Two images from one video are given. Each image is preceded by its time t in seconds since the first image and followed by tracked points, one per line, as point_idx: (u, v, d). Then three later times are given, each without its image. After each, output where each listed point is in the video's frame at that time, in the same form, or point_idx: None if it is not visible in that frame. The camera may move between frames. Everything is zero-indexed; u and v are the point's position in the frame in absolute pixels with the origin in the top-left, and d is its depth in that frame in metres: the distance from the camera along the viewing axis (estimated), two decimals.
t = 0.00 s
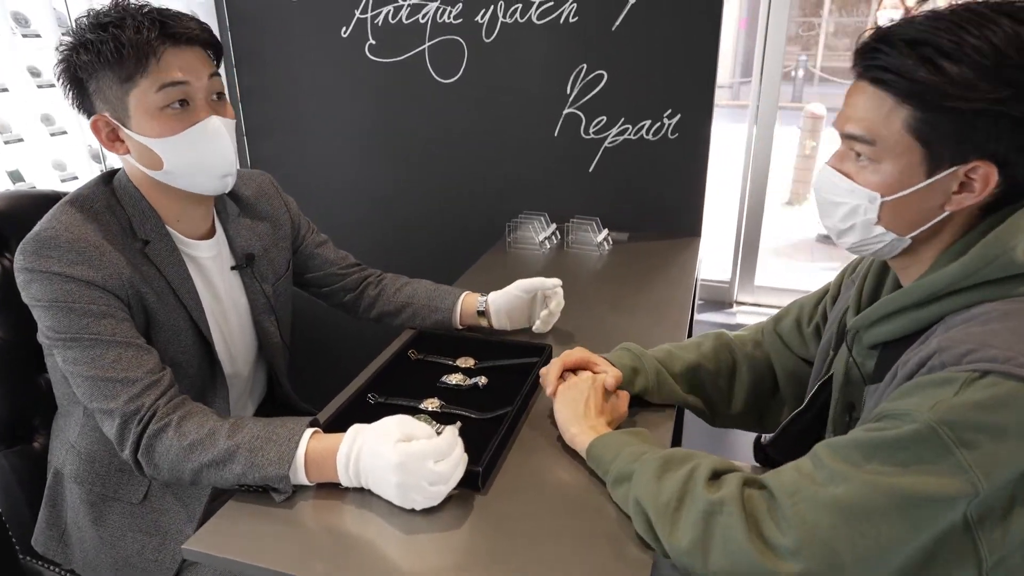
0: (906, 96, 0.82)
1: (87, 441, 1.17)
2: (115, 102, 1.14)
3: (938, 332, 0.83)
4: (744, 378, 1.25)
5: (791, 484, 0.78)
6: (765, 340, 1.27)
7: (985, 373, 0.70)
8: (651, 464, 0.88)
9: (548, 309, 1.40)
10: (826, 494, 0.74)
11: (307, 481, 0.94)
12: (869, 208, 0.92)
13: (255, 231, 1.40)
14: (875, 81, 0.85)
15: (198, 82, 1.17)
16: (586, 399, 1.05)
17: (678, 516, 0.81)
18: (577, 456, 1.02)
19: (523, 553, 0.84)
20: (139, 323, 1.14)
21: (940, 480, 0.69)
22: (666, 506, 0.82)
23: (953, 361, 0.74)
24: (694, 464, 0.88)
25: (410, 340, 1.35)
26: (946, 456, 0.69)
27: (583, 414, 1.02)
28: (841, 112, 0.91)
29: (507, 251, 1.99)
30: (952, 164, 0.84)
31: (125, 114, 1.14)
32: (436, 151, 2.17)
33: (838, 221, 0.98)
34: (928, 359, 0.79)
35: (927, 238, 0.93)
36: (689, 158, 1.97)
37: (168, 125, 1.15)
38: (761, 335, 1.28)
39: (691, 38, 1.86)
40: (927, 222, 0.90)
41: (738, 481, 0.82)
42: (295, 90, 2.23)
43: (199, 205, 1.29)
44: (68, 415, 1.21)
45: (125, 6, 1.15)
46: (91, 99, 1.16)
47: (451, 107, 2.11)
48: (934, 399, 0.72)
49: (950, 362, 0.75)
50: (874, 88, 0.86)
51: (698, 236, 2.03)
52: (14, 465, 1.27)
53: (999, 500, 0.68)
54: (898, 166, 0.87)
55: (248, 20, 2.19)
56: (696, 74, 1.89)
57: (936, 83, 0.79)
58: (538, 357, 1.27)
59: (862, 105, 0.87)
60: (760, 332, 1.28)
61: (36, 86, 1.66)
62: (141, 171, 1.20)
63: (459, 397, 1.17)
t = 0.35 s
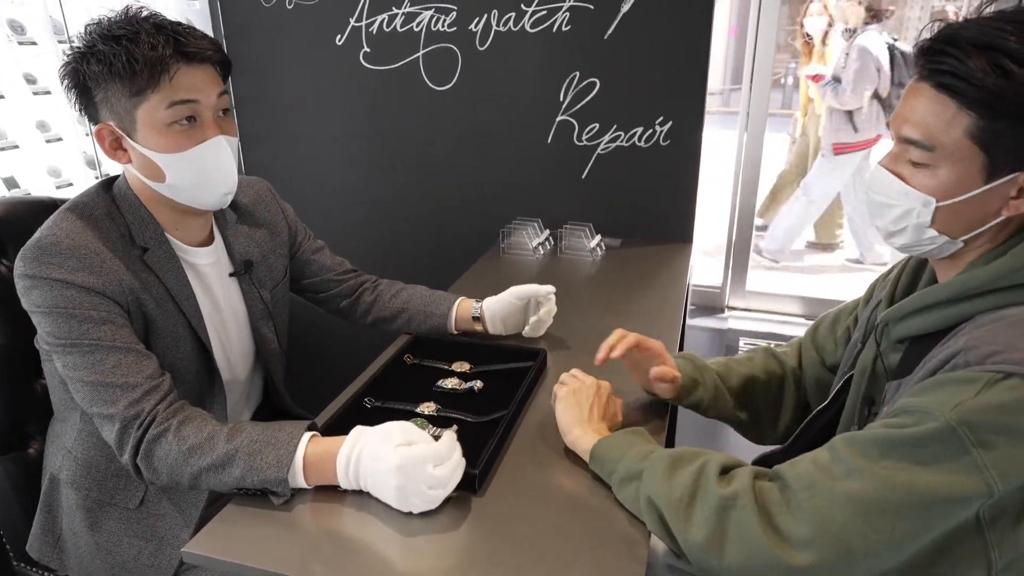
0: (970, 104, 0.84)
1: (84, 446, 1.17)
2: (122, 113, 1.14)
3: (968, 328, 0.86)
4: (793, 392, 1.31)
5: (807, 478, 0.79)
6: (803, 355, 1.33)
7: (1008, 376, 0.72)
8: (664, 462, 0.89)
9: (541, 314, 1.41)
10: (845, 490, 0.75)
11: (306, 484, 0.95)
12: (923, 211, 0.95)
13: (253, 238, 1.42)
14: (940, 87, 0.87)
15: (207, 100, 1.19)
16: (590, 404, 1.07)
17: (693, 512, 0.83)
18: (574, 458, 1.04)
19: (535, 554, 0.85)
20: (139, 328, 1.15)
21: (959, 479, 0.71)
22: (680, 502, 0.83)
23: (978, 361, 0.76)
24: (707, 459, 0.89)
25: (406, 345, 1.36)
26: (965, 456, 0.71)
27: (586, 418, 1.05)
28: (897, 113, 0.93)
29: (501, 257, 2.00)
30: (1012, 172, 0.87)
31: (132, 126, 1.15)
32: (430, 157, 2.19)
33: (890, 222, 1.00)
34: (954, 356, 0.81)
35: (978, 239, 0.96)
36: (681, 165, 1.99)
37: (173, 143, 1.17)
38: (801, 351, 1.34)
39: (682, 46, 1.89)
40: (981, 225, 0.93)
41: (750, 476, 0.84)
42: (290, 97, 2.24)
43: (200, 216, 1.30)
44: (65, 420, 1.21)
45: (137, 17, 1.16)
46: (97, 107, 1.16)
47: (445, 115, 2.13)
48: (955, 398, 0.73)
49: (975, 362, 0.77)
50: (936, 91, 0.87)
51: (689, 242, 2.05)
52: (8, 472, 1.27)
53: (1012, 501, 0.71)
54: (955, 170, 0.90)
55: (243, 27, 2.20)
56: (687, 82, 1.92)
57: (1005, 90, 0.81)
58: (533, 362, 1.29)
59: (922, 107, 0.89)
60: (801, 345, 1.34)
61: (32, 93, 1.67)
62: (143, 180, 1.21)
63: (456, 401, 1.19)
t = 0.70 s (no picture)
0: (956, 109, 0.87)
1: (66, 450, 1.16)
2: (127, 121, 1.13)
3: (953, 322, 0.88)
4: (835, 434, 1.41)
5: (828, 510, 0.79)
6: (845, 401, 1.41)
7: (999, 372, 0.75)
8: (697, 489, 0.89)
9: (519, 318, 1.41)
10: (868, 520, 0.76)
11: (294, 483, 0.95)
12: (912, 209, 0.98)
13: (239, 240, 1.42)
14: (925, 91, 0.89)
15: (216, 120, 1.18)
16: (625, 410, 1.07)
17: (731, 542, 0.85)
18: (561, 455, 1.05)
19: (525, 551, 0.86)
20: (122, 331, 1.14)
21: (972, 489, 0.72)
22: (718, 533, 0.85)
23: (967, 357, 0.79)
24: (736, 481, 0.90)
25: (392, 346, 1.37)
26: (972, 464, 0.73)
27: (622, 425, 1.05)
28: (885, 118, 0.96)
29: (486, 259, 2.01)
30: (996, 171, 0.90)
31: (135, 135, 1.14)
32: (414, 160, 2.20)
33: (880, 220, 1.04)
34: (943, 354, 0.83)
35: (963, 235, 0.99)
36: (663, 168, 2.02)
37: (179, 156, 1.17)
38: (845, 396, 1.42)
39: (664, 50, 1.91)
40: (967, 221, 0.96)
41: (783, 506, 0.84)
42: (273, 99, 2.24)
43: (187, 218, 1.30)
44: (45, 423, 1.20)
45: (158, 29, 1.14)
46: (98, 108, 1.14)
47: (429, 118, 2.14)
48: (951, 403, 0.75)
49: (964, 358, 0.79)
50: (922, 97, 0.90)
51: (672, 244, 2.08)
52: None
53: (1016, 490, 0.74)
54: (941, 170, 0.93)
55: (225, 29, 2.19)
56: (669, 85, 1.94)
57: (989, 96, 0.84)
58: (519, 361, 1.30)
59: (908, 110, 0.91)
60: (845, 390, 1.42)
61: (11, 95, 1.65)
62: (133, 186, 1.20)
63: (443, 401, 1.20)
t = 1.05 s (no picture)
0: (948, 102, 0.91)
1: (57, 450, 1.16)
2: (129, 128, 1.13)
3: (947, 317, 0.91)
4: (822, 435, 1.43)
5: (865, 539, 0.80)
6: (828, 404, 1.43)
7: (1005, 372, 0.76)
8: None
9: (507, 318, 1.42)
10: (909, 548, 0.77)
11: (287, 481, 0.96)
12: (902, 203, 1.01)
13: (230, 240, 1.42)
14: (919, 85, 0.93)
15: (218, 131, 1.19)
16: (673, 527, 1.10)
17: None
18: (552, 452, 1.07)
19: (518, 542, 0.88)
20: (115, 330, 1.15)
21: (1006, 506, 0.73)
22: None
23: (969, 355, 0.80)
24: (802, 548, 0.92)
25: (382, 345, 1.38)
26: (994, 473, 0.73)
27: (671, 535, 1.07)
28: (878, 112, 1.00)
29: (475, 259, 2.02)
30: (982, 166, 0.93)
31: (135, 141, 1.14)
32: (403, 161, 2.21)
33: (871, 215, 1.07)
34: (942, 357, 0.84)
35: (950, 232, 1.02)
36: (650, 168, 2.04)
37: (179, 165, 1.17)
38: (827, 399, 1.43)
39: (650, 52, 1.94)
40: (953, 217, 1.00)
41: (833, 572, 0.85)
42: (259, 100, 2.24)
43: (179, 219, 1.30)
44: (36, 423, 1.20)
45: (166, 36, 1.15)
46: (99, 110, 1.14)
47: (417, 118, 2.15)
48: (962, 415, 0.76)
49: (966, 357, 0.81)
50: (914, 91, 0.94)
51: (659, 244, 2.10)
52: None
53: None
54: (931, 164, 0.96)
55: (211, 30, 2.19)
56: (654, 87, 1.97)
57: (982, 90, 0.88)
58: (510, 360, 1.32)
59: (902, 104, 0.96)
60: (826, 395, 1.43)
61: None
62: (129, 188, 1.20)
63: (434, 399, 1.21)
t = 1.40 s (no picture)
0: (949, 112, 0.92)
1: (60, 448, 1.16)
2: (125, 126, 1.13)
3: (965, 321, 0.91)
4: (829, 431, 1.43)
5: (876, 530, 0.80)
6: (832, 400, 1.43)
7: None
8: None
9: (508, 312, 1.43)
10: (918, 540, 0.77)
11: (291, 477, 0.96)
12: (916, 211, 1.02)
13: (230, 237, 1.42)
14: (919, 96, 0.94)
15: (215, 130, 1.19)
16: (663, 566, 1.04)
17: None
18: (556, 448, 1.07)
19: (527, 538, 0.89)
20: (116, 327, 1.15)
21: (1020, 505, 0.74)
22: None
23: (993, 359, 0.81)
24: (797, 562, 0.92)
25: (384, 342, 1.38)
26: (1012, 471, 0.74)
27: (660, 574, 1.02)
28: (881, 124, 1.01)
29: (475, 255, 2.02)
30: (994, 168, 0.94)
31: (132, 139, 1.14)
32: (403, 158, 2.20)
33: (885, 223, 1.07)
34: (967, 360, 0.84)
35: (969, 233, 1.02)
36: (650, 163, 2.04)
37: (176, 162, 1.17)
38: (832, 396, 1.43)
39: (648, 47, 1.94)
40: (971, 219, 1.00)
41: None
42: (258, 97, 2.23)
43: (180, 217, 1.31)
44: (38, 421, 1.20)
45: (162, 34, 1.14)
46: (97, 108, 1.13)
47: (417, 115, 2.15)
48: (982, 415, 0.77)
49: (990, 360, 0.81)
50: (915, 101, 0.94)
51: (659, 240, 2.10)
52: None
53: None
54: (942, 171, 0.97)
55: (209, 27, 2.18)
56: (654, 82, 1.97)
57: (980, 97, 0.89)
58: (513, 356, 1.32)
59: (903, 115, 0.96)
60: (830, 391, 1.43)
61: None
62: (128, 186, 1.20)
63: (437, 395, 1.21)
